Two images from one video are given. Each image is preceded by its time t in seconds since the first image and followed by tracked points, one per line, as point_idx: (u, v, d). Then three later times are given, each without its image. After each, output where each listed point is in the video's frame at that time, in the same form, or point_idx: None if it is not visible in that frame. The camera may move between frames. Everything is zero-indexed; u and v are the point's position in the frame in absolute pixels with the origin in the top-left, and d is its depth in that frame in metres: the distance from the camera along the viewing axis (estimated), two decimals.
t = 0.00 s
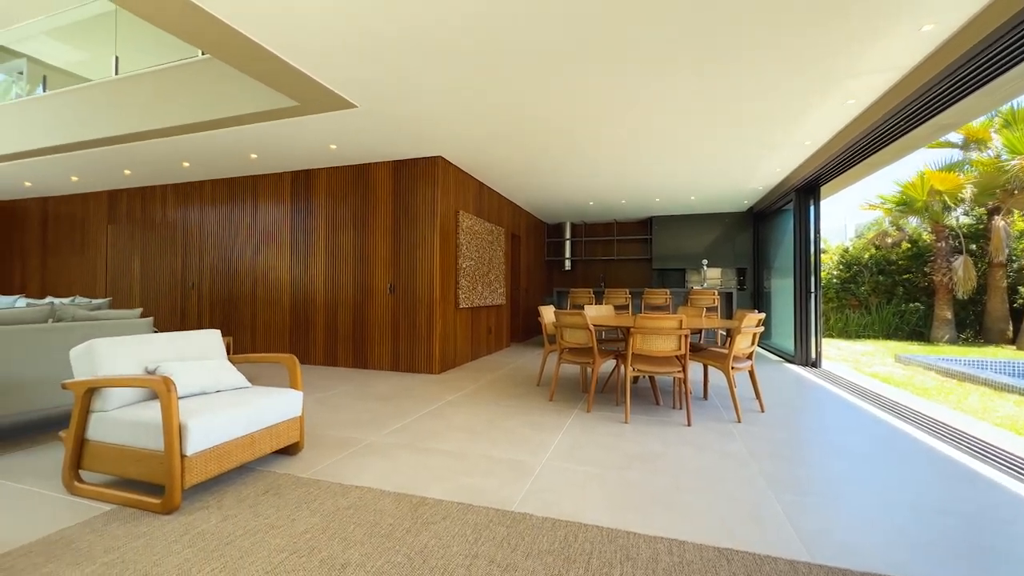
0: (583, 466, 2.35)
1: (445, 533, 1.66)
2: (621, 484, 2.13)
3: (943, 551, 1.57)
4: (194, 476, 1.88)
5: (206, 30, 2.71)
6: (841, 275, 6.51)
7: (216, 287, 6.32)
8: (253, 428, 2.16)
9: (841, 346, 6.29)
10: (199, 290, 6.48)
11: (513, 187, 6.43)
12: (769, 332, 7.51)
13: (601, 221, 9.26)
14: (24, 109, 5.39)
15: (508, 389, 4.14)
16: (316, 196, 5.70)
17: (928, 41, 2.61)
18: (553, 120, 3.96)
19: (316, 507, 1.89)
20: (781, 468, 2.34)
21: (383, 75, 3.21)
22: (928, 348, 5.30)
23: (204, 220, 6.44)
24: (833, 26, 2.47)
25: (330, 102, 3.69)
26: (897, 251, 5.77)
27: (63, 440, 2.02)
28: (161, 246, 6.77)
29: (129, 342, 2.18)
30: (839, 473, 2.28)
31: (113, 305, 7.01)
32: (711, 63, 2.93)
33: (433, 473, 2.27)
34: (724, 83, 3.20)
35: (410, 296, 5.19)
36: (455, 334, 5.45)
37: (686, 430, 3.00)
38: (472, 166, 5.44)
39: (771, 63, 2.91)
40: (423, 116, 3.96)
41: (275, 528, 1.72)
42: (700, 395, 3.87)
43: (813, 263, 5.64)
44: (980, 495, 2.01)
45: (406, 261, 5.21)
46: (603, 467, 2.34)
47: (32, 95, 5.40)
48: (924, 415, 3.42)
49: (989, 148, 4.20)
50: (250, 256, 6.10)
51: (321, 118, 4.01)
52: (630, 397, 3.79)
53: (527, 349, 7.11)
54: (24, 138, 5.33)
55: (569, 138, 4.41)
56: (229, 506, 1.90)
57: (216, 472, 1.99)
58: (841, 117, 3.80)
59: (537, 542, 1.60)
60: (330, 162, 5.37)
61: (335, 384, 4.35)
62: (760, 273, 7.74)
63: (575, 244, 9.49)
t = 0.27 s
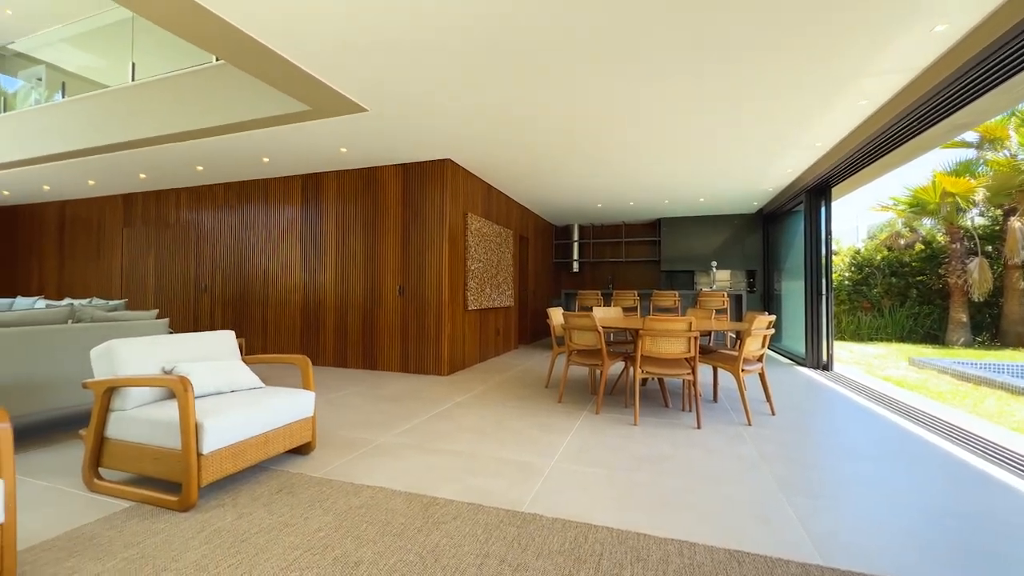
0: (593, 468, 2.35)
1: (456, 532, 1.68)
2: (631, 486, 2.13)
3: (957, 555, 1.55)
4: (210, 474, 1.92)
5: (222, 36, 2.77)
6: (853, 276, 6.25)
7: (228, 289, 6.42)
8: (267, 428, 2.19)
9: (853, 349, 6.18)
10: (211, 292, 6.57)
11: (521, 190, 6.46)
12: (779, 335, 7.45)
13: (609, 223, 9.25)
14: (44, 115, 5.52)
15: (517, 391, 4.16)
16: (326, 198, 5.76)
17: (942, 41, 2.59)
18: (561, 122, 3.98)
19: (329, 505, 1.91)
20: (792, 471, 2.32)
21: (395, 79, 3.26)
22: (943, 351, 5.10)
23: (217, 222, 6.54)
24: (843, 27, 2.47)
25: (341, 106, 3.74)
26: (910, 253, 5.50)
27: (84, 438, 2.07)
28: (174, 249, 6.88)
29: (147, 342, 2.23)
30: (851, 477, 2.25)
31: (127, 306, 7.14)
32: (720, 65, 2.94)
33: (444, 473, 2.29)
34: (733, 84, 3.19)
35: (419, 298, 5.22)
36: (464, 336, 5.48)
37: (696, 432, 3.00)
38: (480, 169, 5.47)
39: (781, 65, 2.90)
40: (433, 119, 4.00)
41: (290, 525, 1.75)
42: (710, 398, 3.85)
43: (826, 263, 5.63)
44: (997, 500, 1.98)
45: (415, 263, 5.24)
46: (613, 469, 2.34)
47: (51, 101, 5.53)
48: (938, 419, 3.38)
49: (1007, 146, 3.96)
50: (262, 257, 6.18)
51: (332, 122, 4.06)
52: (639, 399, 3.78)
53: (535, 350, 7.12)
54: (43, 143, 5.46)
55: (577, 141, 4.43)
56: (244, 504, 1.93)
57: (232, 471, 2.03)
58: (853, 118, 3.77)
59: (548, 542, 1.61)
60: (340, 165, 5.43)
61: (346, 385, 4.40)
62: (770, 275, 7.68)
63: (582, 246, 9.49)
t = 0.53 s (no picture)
0: (604, 470, 2.36)
1: (468, 532, 1.69)
2: (642, 488, 2.13)
3: (975, 560, 1.53)
4: (228, 473, 1.96)
5: (231, 41, 2.83)
6: (866, 278, 6.13)
7: (241, 291, 6.52)
8: (282, 428, 2.23)
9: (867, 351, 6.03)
10: (224, 294, 6.68)
11: (530, 192, 6.48)
12: (791, 337, 7.38)
13: (618, 225, 9.23)
14: (64, 121, 5.67)
15: (527, 393, 4.17)
16: (338, 202, 5.83)
17: (956, 40, 2.57)
18: (571, 124, 3.99)
19: (343, 505, 1.94)
20: (806, 474, 2.30)
21: (406, 83, 3.30)
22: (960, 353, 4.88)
23: (231, 226, 6.66)
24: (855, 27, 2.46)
25: (352, 111, 3.79)
26: (925, 254, 5.31)
27: (106, 438, 2.12)
28: (189, 252, 7.01)
29: (166, 344, 2.28)
30: (866, 480, 2.23)
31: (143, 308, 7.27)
32: (731, 66, 2.94)
33: (456, 474, 2.31)
34: (744, 86, 3.19)
35: (429, 300, 5.26)
36: (473, 338, 5.50)
37: (707, 435, 2.98)
38: (489, 171, 5.51)
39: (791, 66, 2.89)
40: (443, 122, 4.04)
41: (305, 524, 1.78)
42: (721, 400, 3.83)
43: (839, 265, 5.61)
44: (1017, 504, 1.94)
45: (425, 265, 5.29)
46: (624, 471, 2.35)
47: (70, 108, 5.67)
48: (955, 423, 3.32)
49: None
50: (274, 260, 6.27)
51: (344, 126, 4.12)
52: (649, 401, 3.77)
53: (544, 353, 7.12)
54: (63, 150, 5.60)
55: (586, 143, 4.44)
56: (261, 503, 1.96)
57: (248, 470, 2.07)
58: (865, 118, 3.74)
59: (560, 543, 1.62)
60: (351, 169, 5.50)
61: (357, 386, 4.44)
62: (781, 276, 7.61)
63: (591, 248, 9.48)
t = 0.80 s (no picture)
0: (614, 473, 2.35)
1: (479, 534, 1.70)
2: (652, 491, 2.12)
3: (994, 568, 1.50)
4: (242, 473, 1.99)
5: (243, 45, 2.88)
6: (880, 279, 5.64)
7: (253, 293, 6.61)
8: (295, 429, 2.26)
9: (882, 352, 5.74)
10: (237, 296, 6.78)
11: (539, 194, 6.49)
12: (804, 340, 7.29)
13: (627, 227, 9.20)
14: (83, 128, 5.80)
15: (536, 395, 4.17)
16: (348, 205, 5.89)
17: (973, 39, 2.53)
18: (580, 126, 4.00)
19: (355, 505, 1.96)
20: (819, 478, 2.27)
21: (416, 86, 3.33)
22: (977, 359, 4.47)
23: (243, 230, 6.76)
24: (868, 27, 2.44)
25: (363, 115, 3.84)
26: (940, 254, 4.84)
27: (124, 437, 2.17)
28: (203, 255, 7.12)
29: (182, 345, 2.32)
30: (883, 485, 2.19)
31: (158, 310, 7.41)
32: (742, 67, 2.93)
33: (467, 476, 2.32)
34: (755, 87, 3.17)
35: (438, 302, 5.29)
36: (482, 340, 5.52)
37: (719, 438, 2.96)
38: (498, 174, 5.52)
39: (803, 66, 2.88)
40: (453, 125, 4.07)
41: (318, 524, 1.80)
42: (732, 403, 3.79)
43: (852, 267, 5.56)
44: None
45: (434, 268, 5.31)
46: (634, 474, 2.34)
47: (89, 115, 5.81)
48: (973, 427, 3.25)
49: None
50: (286, 263, 6.35)
51: (355, 130, 4.17)
52: (660, 404, 3.75)
53: (553, 355, 7.11)
54: (82, 155, 5.74)
55: (595, 145, 4.44)
56: (275, 502, 1.99)
57: (262, 470, 2.10)
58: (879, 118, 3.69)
59: (570, 546, 1.61)
60: (362, 172, 5.56)
61: (367, 388, 4.47)
62: (793, 278, 7.53)
63: (600, 250, 9.45)
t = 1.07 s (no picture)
0: (624, 476, 2.33)
1: (488, 536, 1.70)
2: (662, 495, 2.10)
3: None
4: (255, 473, 2.01)
5: (253, 50, 2.93)
6: (896, 282, 5.46)
7: (266, 295, 6.69)
8: (306, 430, 2.27)
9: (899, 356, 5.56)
10: (250, 298, 6.87)
11: (548, 196, 6.50)
12: (818, 343, 7.19)
13: (637, 229, 9.15)
14: (102, 133, 5.94)
15: (546, 398, 4.15)
16: (359, 208, 5.95)
17: (992, 35, 2.48)
18: (589, 128, 4.00)
19: (365, 507, 1.96)
20: (834, 484, 2.23)
21: (425, 89, 3.36)
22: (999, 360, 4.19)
23: (256, 233, 6.85)
24: (882, 25, 2.41)
25: (374, 118, 3.88)
26: (959, 257, 4.65)
27: (140, 437, 2.21)
28: (216, 257, 7.24)
29: (196, 347, 2.35)
30: (900, 491, 2.14)
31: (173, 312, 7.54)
32: (753, 66, 2.90)
33: (475, 477, 2.32)
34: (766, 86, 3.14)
35: (448, 304, 5.30)
36: (492, 342, 5.52)
37: (731, 443, 2.92)
38: (507, 176, 5.53)
39: (816, 65, 2.85)
40: (462, 128, 4.09)
41: (329, 524, 1.81)
42: (744, 407, 3.74)
43: (867, 269, 5.48)
44: None
45: (444, 270, 5.33)
46: (644, 477, 2.32)
47: (107, 121, 5.95)
48: (993, 432, 3.18)
49: None
50: (297, 265, 6.43)
51: (365, 134, 4.21)
52: (670, 407, 3.72)
53: (562, 358, 7.08)
54: (100, 160, 5.87)
55: (604, 146, 4.43)
56: (286, 503, 2.01)
57: (274, 470, 2.12)
58: (893, 117, 3.63)
59: (580, 549, 1.60)
60: (372, 176, 5.61)
61: (377, 389, 4.50)
62: (807, 280, 7.43)
63: (610, 252, 9.41)
